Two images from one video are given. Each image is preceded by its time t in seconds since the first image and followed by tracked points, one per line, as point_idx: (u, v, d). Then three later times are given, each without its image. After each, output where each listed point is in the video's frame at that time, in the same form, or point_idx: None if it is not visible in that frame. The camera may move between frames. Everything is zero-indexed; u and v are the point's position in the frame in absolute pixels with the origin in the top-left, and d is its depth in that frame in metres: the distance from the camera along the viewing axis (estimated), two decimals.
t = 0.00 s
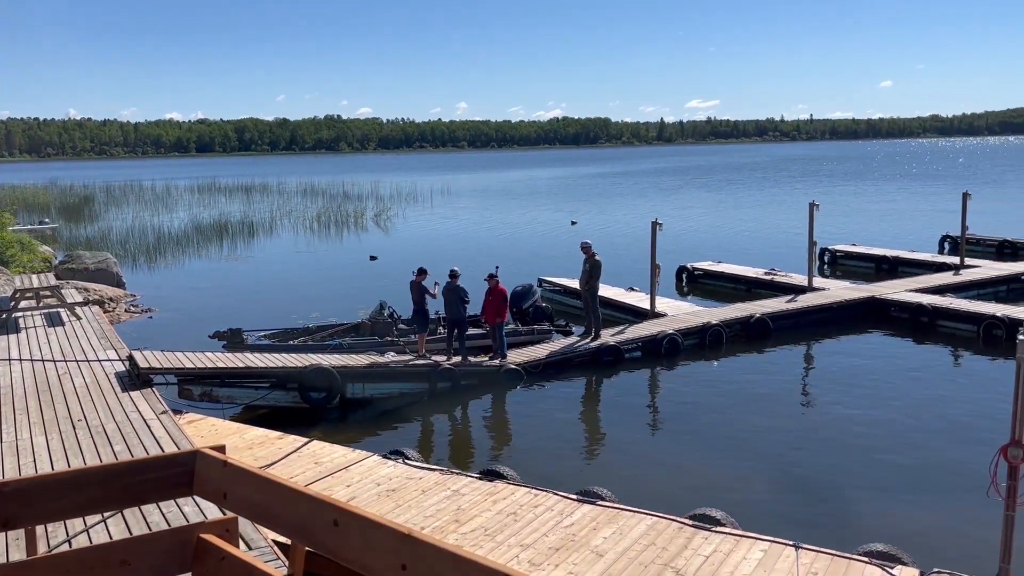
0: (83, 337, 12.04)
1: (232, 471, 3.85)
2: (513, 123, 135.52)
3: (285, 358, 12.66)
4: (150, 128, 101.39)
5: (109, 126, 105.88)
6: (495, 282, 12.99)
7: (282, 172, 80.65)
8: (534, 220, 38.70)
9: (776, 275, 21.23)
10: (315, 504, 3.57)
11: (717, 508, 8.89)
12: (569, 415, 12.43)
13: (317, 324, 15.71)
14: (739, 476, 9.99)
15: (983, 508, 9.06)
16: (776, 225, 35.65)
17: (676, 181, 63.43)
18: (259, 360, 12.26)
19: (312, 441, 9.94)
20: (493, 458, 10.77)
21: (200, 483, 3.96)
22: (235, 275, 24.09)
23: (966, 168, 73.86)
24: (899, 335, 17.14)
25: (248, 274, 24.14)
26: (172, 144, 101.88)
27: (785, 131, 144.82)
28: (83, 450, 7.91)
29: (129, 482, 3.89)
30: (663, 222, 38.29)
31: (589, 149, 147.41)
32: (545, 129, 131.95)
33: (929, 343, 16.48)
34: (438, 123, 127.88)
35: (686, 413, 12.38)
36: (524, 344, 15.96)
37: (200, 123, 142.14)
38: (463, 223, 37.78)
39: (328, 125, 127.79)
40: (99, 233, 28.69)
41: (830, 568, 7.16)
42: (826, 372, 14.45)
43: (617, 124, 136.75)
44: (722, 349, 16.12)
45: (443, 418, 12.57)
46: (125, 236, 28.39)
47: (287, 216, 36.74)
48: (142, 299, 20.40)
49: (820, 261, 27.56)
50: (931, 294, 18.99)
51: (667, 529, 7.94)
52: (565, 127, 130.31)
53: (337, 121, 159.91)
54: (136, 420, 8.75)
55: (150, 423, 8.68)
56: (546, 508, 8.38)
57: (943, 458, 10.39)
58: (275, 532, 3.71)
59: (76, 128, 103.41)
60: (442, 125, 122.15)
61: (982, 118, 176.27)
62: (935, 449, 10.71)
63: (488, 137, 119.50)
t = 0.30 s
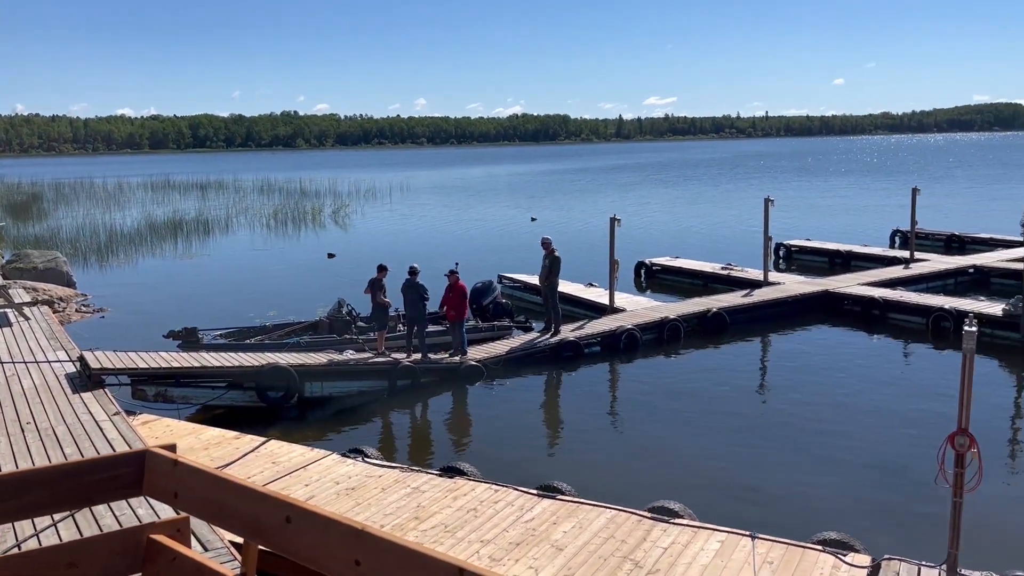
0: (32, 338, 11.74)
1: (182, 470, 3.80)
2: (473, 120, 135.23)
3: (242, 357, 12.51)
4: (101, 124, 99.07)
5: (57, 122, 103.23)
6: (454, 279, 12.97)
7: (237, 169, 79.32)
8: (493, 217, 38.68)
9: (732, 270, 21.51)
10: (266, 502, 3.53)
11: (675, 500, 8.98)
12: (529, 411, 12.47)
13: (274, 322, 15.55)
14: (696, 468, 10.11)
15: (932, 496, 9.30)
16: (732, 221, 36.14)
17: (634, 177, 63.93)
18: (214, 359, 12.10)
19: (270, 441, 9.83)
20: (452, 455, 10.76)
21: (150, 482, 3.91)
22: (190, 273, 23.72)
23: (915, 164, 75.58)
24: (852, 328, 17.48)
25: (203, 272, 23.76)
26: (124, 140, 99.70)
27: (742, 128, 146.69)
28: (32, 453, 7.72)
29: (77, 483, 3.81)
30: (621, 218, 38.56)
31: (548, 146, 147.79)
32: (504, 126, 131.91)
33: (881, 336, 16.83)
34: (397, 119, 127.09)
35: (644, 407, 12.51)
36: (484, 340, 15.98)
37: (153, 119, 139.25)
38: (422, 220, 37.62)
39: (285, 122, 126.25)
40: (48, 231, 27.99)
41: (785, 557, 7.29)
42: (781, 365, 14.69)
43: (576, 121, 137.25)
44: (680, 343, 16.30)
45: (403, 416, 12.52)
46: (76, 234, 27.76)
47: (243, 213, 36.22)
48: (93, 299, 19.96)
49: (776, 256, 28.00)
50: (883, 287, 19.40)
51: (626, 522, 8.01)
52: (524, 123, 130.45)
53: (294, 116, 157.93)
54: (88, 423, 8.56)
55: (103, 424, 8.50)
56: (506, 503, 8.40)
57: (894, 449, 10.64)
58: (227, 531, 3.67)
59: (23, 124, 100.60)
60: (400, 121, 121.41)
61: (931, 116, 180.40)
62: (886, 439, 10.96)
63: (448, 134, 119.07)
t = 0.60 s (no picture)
0: None
1: (132, 468, 3.73)
2: (431, 116, 134.61)
3: (196, 356, 12.33)
4: (48, 120, 96.47)
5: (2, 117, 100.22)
6: (413, 275, 12.92)
7: (190, 165, 77.84)
8: (452, 213, 38.58)
9: (689, 265, 21.76)
10: (218, 499, 3.48)
11: (634, 493, 9.07)
12: (490, 406, 12.50)
13: (230, 321, 15.33)
14: (654, 460, 10.22)
15: (882, 484, 9.51)
16: (688, 216, 36.54)
17: (592, 173, 64.23)
18: (168, 359, 11.91)
19: (227, 440, 9.70)
20: (412, 451, 10.73)
21: (99, 483, 3.84)
22: (142, 272, 23.29)
23: (866, 159, 77.18)
24: (805, 321, 17.79)
25: (156, 271, 23.33)
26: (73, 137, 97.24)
27: (698, 124, 148.26)
28: None
29: (21, 484, 3.72)
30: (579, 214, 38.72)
31: (508, 142, 147.86)
32: (463, 122, 131.55)
33: (834, 328, 17.16)
34: (354, 115, 125.94)
35: (603, 401, 12.60)
36: (444, 337, 15.97)
37: (102, 114, 136.03)
38: (380, 216, 37.37)
39: (240, 117, 124.35)
40: None
41: (741, 547, 7.40)
42: (737, 358, 14.90)
43: (534, 117, 137.43)
44: (638, 337, 16.45)
45: (363, 413, 12.45)
46: (24, 232, 27.04)
47: (198, 210, 35.63)
48: (42, 298, 19.48)
49: (731, 251, 28.38)
50: (835, 280, 19.78)
51: (585, 515, 8.07)
52: (482, 119, 130.25)
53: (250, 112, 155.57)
54: (37, 425, 8.36)
55: (52, 426, 8.30)
56: (466, 499, 8.41)
57: (846, 438, 10.87)
58: (178, 530, 3.61)
59: None
60: (358, 117, 120.37)
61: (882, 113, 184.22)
62: (838, 429, 11.19)
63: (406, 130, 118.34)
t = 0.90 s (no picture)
0: None
1: (76, 471, 3.65)
2: (388, 111, 133.65)
3: (147, 355, 12.11)
4: None
5: None
6: (370, 272, 12.84)
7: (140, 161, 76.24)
8: (408, 209, 38.38)
9: (645, 259, 21.97)
10: (164, 501, 3.41)
11: (591, 486, 9.13)
12: (448, 402, 12.48)
13: (182, 319, 15.08)
14: (611, 454, 10.29)
15: (834, 473, 9.71)
16: (644, 211, 36.87)
17: (548, 169, 64.36)
18: (118, 359, 11.68)
19: (179, 441, 9.55)
20: (369, 449, 10.68)
21: (42, 487, 3.76)
22: (91, 270, 22.79)
23: (817, 155, 78.63)
24: (759, 314, 18.07)
25: (106, 269, 22.85)
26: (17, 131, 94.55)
27: (654, 120, 149.54)
28: None
29: None
30: (536, 209, 38.82)
31: (465, 138, 147.67)
32: (420, 117, 130.86)
33: (787, 320, 17.47)
34: (310, 110, 124.52)
35: (561, 395, 12.66)
36: (402, 333, 15.90)
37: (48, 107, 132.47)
38: (335, 212, 37.04)
39: (192, 111, 122.07)
40: None
41: (696, 537, 7.50)
42: (693, 351, 15.09)
43: (492, 113, 137.30)
44: (596, 332, 16.57)
45: (319, 411, 12.34)
46: None
47: (148, 207, 34.94)
48: None
49: (686, 245, 28.73)
50: (788, 274, 20.13)
51: (543, 509, 8.10)
52: (439, 115, 129.72)
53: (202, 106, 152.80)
54: None
55: None
56: (424, 496, 8.39)
57: (797, 428, 11.08)
58: (124, 532, 3.53)
59: None
60: (313, 112, 118.97)
61: (833, 109, 187.75)
62: (790, 419, 11.40)
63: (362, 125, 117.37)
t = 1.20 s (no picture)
0: None
1: (15, 470, 3.57)
2: (343, 106, 132.28)
3: (94, 355, 11.85)
4: None
5: None
6: (324, 268, 12.70)
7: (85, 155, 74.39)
8: (363, 204, 38.09)
9: (600, 254, 22.12)
10: (107, 500, 3.32)
11: (547, 480, 9.16)
12: (404, 398, 12.43)
13: (131, 317, 14.78)
14: (567, 448, 10.34)
15: (785, 462, 9.89)
16: (599, 206, 37.10)
17: (504, 163, 64.35)
18: (64, 359, 11.41)
19: (129, 441, 9.36)
20: (323, 447, 10.58)
21: None
22: (36, 267, 22.22)
23: (768, 149, 79.89)
24: (713, 307, 18.32)
25: (51, 266, 22.29)
26: None
27: (609, 115, 150.39)
28: None
29: None
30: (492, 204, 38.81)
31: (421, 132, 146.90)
32: (375, 111, 129.83)
33: (740, 313, 17.72)
34: (263, 104, 122.71)
35: (518, 389, 12.69)
36: (357, 329, 15.77)
37: None
38: (288, 207, 36.59)
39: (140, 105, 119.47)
40: None
41: (651, 528, 7.58)
42: (647, 344, 15.24)
43: (447, 108, 136.75)
44: (552, 326, 16.63)
45: (273, 410, 12.20)
46: None
47: (95, 202, 34.14)
48: None
49: (641, 239, 29.00)
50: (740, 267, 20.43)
51: (500, 504, 8.11)
52: (394, 109, 128.81)
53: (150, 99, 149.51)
54: None
55: None
56: (380, 492, 8.34)
57: (749, 418, 11.26)
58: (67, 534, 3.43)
59: None
60: (266, 106, 117.24)
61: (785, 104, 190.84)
62: (742, 410, 11.59)
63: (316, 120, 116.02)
